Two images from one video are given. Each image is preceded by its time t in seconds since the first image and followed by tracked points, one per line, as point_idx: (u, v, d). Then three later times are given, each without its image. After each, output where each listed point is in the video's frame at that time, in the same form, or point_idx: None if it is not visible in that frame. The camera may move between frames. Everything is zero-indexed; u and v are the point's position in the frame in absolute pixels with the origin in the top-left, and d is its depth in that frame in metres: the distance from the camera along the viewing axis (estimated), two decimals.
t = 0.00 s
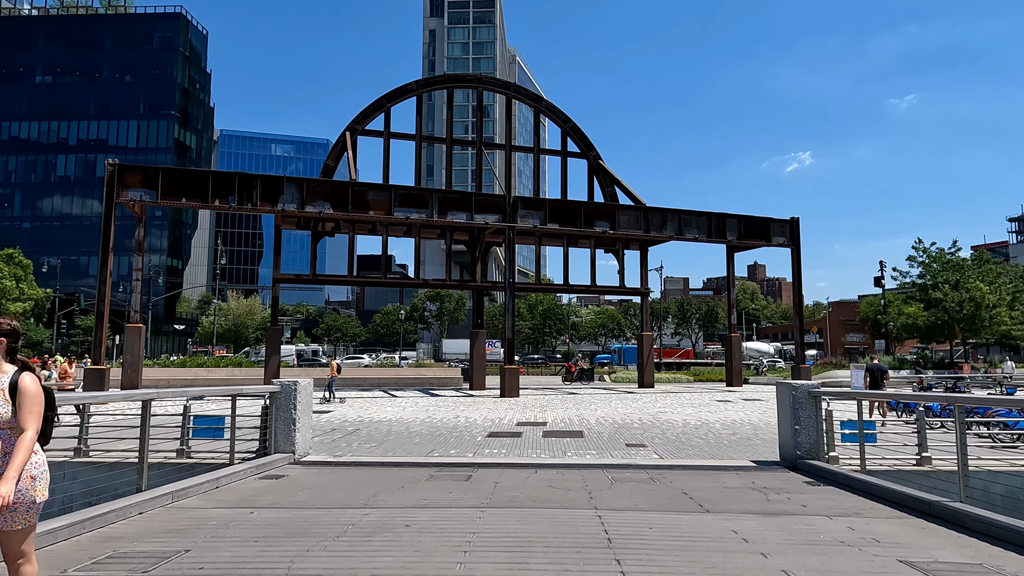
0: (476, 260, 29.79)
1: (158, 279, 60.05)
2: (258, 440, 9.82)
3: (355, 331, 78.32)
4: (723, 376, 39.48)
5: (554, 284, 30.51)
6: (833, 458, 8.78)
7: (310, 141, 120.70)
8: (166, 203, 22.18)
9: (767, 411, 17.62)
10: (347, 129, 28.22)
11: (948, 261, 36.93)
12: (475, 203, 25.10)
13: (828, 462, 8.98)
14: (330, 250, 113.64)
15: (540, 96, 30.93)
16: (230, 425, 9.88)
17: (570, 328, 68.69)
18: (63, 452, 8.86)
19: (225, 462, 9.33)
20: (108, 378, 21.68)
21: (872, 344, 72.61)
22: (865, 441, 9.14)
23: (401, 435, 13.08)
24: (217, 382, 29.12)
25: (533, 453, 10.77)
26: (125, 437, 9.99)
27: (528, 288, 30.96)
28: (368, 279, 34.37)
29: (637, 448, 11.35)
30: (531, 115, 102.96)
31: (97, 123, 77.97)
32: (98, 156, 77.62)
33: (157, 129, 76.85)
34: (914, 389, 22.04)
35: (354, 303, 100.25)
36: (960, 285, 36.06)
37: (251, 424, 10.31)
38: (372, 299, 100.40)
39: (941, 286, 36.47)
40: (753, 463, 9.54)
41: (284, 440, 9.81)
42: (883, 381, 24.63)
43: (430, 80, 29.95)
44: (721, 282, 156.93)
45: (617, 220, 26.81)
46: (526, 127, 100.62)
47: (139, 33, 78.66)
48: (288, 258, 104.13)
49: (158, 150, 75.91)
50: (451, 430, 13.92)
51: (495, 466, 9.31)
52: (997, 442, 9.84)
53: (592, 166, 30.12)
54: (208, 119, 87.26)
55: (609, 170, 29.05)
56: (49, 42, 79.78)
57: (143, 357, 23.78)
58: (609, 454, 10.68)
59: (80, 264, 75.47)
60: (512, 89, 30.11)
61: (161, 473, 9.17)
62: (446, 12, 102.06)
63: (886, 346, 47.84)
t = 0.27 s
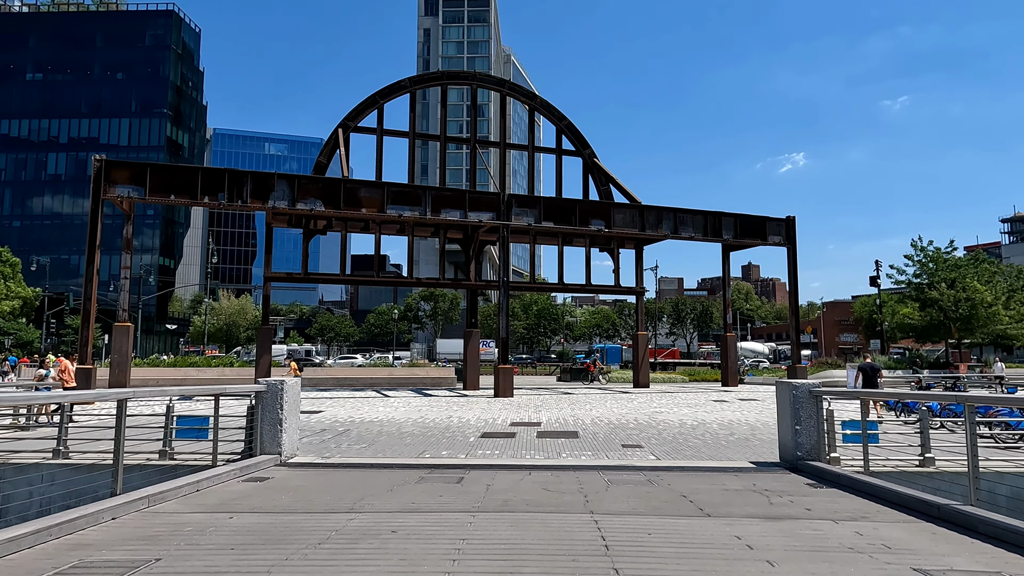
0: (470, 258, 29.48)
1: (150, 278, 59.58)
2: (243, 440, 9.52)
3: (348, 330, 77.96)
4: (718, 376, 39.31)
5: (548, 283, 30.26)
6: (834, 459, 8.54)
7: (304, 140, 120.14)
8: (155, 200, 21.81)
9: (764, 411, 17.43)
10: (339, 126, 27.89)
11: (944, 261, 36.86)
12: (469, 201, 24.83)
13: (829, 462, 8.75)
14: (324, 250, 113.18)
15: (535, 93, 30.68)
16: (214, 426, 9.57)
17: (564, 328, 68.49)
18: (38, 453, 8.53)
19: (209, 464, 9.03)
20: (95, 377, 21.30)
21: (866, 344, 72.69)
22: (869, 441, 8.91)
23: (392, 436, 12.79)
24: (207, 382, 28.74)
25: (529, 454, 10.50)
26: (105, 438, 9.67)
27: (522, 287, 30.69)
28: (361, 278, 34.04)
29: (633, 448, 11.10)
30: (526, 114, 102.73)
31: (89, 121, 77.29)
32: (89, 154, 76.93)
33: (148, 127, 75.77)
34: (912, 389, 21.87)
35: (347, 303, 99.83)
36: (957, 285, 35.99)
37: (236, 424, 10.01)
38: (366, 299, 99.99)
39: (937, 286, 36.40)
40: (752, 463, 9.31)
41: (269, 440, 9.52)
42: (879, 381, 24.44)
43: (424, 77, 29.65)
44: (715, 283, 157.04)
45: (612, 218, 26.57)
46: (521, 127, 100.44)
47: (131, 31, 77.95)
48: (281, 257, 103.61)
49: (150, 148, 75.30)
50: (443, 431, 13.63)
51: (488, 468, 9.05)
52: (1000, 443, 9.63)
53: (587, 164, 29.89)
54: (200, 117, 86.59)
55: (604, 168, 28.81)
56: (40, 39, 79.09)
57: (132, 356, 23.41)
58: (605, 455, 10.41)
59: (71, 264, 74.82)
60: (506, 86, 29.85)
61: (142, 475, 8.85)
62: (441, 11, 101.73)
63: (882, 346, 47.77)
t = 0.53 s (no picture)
0: (456, 257, 29.16)
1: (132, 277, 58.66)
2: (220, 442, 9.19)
3: (334, 329, 77.36)
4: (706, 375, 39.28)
5: (536, 282, 30.01)
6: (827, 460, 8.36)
7: (290, 137, 119.08)
8: (134, 196, 21.32)
9: (753, 411, 17.28)
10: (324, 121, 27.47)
11: (930, 261, 37.02)
12: (456, 198, 24.53)
13: (822, 464, 8.57)
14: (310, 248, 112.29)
15: (523, 90, 30.42)
16: (190, 427, 9.23)
17: (552, 327, 68.30)
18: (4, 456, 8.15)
19: (184, 467, 8.68)
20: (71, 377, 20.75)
21: (851, 343, 73.20)
22: (862, 442, 8.76)
23: (375, 437, 12.48)
24: (188, 381, 28.23)
25: (516, 456, 10.24)
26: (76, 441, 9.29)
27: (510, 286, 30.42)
28: (347, 276, 33.62)
29: (622, 449, 10.88)
30: (514, 113, 102.39)
31: (70, 116, 76.04)
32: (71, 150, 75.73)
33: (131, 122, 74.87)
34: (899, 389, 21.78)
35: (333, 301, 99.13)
36: (943, 284, 36.17)
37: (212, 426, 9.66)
38: (352, 297, 99.33)
39: (924, 286, 36.58)
40: (744, 465, 9.11)
41: (247, 443, 9.19)
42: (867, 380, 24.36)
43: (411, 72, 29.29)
44: (702, 282, 157.65)
45: (600, 216, 26.37)
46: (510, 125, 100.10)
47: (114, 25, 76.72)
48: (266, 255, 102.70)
49: (133, 145, 74.20)
50: (428, 432, 13.33)
51: (474, 470, 8.77)
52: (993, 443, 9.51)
53: (575, 162, 29.68)
54: (184, 113, 85.51)
55: (592, 165, 28.62)
56: (20, 32, 77.72)
57: (110, 355, 22.89)
58: (593, 457, 10.17)
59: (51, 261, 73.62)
60: (494, 83, 29.57)
61: (115, 479, 8.51)
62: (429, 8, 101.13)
63: (868, 345, 48.02)
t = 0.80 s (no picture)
0: (433, 256, 28.78)
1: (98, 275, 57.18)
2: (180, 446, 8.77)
3: (309, 330, 76.33)
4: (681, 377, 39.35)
5: (513, 282, 29.75)
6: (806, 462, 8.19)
7: (265, 135, 117.39)
8: (98, 190, 20.66)
9: (730, 413, 17.19)
10: (298, 117, 26.93)
11: (902, 264, 37.53)
12: (432, 197, 24.20)
13: (800, 467, 8.42)
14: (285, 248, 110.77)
15: (500, 89, 30.18)
16: (148, 432, 8.78)
17: (529, 328, 68.10)
18: None
19: (141, 474, 8.26)
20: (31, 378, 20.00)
21: (824, 345, 74.16)
22: (842, 444, 8.63)
23: (345, 440, 12.11)
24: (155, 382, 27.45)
25: (491, 459, 9.96)
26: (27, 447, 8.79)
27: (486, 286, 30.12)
28: (320, 275, 33.01)
29: (598, 452, 10.64)
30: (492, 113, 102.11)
31: (36, 111, 74.00)
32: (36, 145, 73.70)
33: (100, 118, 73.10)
34: (873, 390, 21.85)
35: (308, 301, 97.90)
36: (914, 287, 36.68)
37: (172, 429, 9.23)
38: (327, 298, 98.22)
39: (896, 288, 37.06)
40: (722, 468, 8.94)
41: (208, 447, 8.78)
42: (841, 381, 24.47)
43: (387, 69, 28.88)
44: (678, 284, 158.84)
45: (578, 216, 26.21)
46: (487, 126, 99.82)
47: (83, 18, 74.84)
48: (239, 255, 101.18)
49: (102, 141, 72.41)
50: (401, 435, 12.96)
51: (446, 475, 8.48)
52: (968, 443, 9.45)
53: (553, 162, 29.50)
54: (156, 109, 83.79)
55: (570, 165, 28.47)
56: None
57: (72, 355, 22.10)
58: (570, 460, 9.93)
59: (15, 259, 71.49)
60: (471, 81, 29.29)
61: (69, 485, 8.08)
62: (407, 7, 100.44)
63: (840, 347, 48.60)
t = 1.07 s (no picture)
0: (403, 258, 28.35)
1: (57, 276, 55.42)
2: (130, 455, 8.33)
3: (277, 333, 74.97)
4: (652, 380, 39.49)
5: (484, 285, 29.47)
6: (778, 467, 8.09)
7: (233, 134, 115.37)
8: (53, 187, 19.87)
9: (700, 416, 17.15)
10: (265, 115, 26.34)
11: (866, 269, 38.18)
12: (402, 197, 23.83)
13: (772, 472, 8.32)
14: (252, 249, 108.85)
15: (473, 90, 29.95)
16: (96, 440, 8.31)
17: (501, 332, 67.89)
18: None
19: (87, 484, 7.79)
20: None
21: (790, 348, 75.30)
22: (814, 448, 8.54)
23: (309, 446, 11.71)
24: (113, 386, 26.52)
25: (459, 466, 9.68)
26: None
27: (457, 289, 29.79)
28: (287, 277, 32.33)
29: (569, 457, 10.45)
30: (465, 116, 101.78)
31: None
32: None
33: (60, 114, 70.94)
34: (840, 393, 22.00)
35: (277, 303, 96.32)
36: (879, 291, 37.37)
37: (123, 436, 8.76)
38: (296, 300, 96.78)
39: (860, 293, 37.66)
40: (694, 474, 8.80)
41: (161, 456, 8.35)
42: (809, 385, 24.71)
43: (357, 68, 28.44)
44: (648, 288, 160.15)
45: (550, 219, 26.06)
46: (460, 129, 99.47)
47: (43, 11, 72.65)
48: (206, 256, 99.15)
49: (62, 137, 70.27)
50: (367, 441, 12.60)
51: (413, 483, 8.19)
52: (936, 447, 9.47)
53: (525, 164, 29.33)
54: (119, 106, 81.68)
55: (542, 168, 28.32)
56: None
57: (23, 358, 21.20)
58: (540, 466, 9.70)
59: None
60: (443, 82, 29.01)
61: (7, 498, 7.58)
62: (379, 7, 99.56)
63: (807, 351, 49.31)
